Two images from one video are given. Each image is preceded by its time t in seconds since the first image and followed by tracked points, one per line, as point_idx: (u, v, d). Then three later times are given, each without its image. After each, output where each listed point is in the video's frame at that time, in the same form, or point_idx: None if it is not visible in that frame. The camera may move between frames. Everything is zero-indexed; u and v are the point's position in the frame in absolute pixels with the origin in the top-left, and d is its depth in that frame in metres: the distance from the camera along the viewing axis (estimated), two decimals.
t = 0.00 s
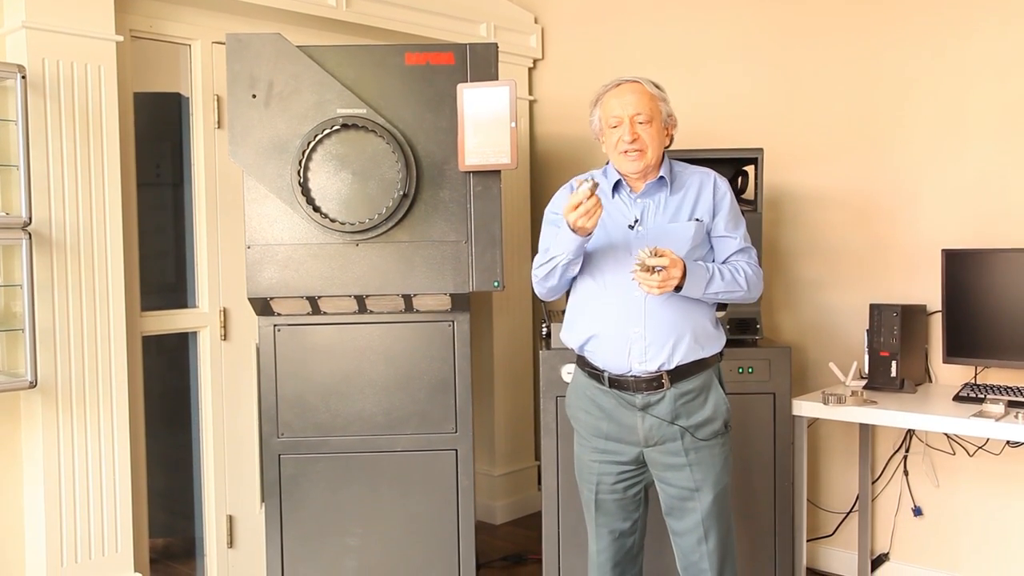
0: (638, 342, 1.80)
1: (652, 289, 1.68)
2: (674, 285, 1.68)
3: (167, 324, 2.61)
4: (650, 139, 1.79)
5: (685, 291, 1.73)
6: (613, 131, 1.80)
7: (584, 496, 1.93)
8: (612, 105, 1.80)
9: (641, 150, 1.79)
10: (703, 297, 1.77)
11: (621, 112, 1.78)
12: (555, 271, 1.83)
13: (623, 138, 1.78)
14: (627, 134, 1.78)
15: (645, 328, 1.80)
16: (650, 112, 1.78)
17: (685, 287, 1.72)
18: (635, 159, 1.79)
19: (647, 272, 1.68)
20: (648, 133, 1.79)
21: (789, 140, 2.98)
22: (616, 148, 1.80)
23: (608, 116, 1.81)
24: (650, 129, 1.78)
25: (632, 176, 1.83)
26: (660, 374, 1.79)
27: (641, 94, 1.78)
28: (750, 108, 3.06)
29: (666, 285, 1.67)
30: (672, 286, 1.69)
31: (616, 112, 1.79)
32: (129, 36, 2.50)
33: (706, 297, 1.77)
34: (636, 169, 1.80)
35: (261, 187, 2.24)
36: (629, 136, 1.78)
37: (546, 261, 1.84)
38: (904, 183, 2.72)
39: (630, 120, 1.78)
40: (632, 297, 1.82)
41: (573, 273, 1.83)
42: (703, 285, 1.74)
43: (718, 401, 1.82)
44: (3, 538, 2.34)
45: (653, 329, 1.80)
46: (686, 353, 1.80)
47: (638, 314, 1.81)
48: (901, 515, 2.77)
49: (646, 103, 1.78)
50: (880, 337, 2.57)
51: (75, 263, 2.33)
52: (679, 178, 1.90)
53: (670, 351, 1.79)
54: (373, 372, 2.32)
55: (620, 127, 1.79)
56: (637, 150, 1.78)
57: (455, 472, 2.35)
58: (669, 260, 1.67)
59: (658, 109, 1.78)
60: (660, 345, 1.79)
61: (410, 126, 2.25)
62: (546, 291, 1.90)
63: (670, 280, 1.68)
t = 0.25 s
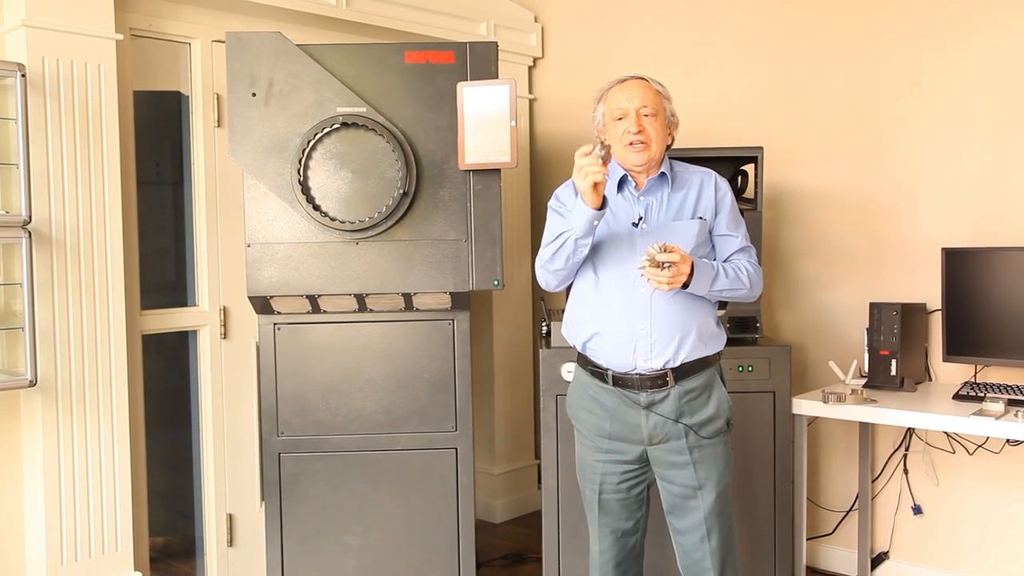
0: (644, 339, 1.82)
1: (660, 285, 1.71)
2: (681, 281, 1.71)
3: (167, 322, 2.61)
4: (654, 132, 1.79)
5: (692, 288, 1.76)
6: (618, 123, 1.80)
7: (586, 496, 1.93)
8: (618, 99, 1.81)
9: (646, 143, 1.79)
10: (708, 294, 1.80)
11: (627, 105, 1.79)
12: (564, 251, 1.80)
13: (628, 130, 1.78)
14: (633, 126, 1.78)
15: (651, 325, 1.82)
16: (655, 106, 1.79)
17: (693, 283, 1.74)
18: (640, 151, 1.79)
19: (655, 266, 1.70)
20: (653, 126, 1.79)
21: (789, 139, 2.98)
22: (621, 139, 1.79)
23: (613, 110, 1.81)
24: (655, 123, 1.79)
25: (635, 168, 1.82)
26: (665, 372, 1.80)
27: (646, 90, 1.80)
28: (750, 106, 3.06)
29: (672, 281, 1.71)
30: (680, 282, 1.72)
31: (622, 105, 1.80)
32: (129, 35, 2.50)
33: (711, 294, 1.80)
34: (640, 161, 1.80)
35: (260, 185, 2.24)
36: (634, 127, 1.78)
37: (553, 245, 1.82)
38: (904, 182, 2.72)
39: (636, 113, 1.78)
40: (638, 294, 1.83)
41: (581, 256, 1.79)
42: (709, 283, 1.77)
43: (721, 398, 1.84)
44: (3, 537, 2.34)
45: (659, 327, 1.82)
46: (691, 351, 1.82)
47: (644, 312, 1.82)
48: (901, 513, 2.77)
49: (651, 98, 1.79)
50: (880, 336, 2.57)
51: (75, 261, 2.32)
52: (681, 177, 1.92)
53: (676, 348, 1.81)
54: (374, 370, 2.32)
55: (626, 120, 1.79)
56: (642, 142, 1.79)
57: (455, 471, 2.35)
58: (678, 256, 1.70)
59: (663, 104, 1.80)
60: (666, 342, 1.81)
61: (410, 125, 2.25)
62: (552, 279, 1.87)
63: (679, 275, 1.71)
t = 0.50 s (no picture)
0: (648, 336, 1.82)
1: (664, 281, 1.71)
2: (683, 279, 1.72)
3: (167, 322, 2.61)
4: (658, 128, 1.80)
5: (696, 286, 1.77)
6: (621, 119, 1.81)
7: (589, 496, 1.93)
8: (621, 95, 1.81)
9: (649, 138, 1.79)
10: (712, 292, 1.81)
11: (630, 101, 1.80)
12: (560, 228, 1.82)
13: (632, 125, 1.79)
14: (636, 122, 1.78)
15: (655, 322, 1.82)
16: (659, 103, 1.80)
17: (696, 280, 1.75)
18: (643, 146, 1.79)
19: (659, 263, 1.71)
20: (656, 122, 1.80)
21: (789, 138, 2.98)
22: (624, 134, 1.79)
23: (617, 106, 1.82)
24: (659, 119, 1.80)
25: (638, 163, 1.82)
26: (670, 369, 1.81)
27: (650, 87, 1.81)
28: (750, 106, 3.06)
29: (675, 278, 1.71)
30: (684, 279, 1.73)
31: (625, 101, 1.80)
32: (129, 34, 2.50)
33: (715, 291, 1.81)
34: (643, 156, 1.80)
35: (261, 185, 2.24)
36: (638, 122, 1.78)
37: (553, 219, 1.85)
38: (904, 181, 2.72)
39: (640, 108, 1.79)
40: (642, 291, 1.84)
41: (575, 235, 1.79)
42: (712, 280, 1.78)
43: (724, 398, 1.85)
44: (3, 536, 2.34)
45: (663, 324, 1.82)
46: (696, 348, 1.83)
47: (648, 309, 1.83)
48: (901, 513, 2.77)
49: (655, 95, 1.80)
50: (880, 335, 2.57)
51: (75, 261, 2.32)
52: (683, 177, 1.93)
53: (680, 345, 1.82)
54: (374, 370, 2.32)
55: (629, 115, 1.80)
56: (646, 137, 1.79)
57: (455, 470, 2.35)
58: (682, 253, 1.71)
59: (667, 101, 1.81)
60: (670, 339, 1.82)
61: (410, 124, 2.25)
62: (549, 262, 1.88)
63: (683, 272, 1.72)
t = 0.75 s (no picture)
0: (649, 335, 1.83)
1: (664, 280, 1.71)
2: (684, 278, 1.72)
3: (167, 321, 2.61)
4: (661, 127, 1.80)
5: (697, 285, 1.77)
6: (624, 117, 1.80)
7: (590, 496, 1.93)
8: (625, 94, 1.82)
9: (652, 136, 1.79)
10: (713, 292, 1.81)
11: (633, 99, 1.80)
12: (557, 215, 1.83)
13: (635, 122, 1.79)
14: (639, 119, 1.78)
15: (656, 321, 1.82)
16: (662, 102, 1.80)
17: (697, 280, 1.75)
18: (646, 143, 1.78)
19: (660, 262, 1.71)
20: (659, 121, 1.80)
21: (789, 138, 2.98)
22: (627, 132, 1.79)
23: (620, 105, 1.82)
24: (662, 118, 1.80)
25: (639, 161, 1.81)
26: (670, 369, 1.81)
27: (653, 87, 1.82)
28: (750, 105, 3.06)
29: (676, 276, 1.71)
30: (686, 278, 1.72)
31: (629, 100, 1.81)
32: (128, 33, 2.50)
33: (717, 291, 1.81)
34: (646, 153, 1.79)
35: (261, 184, 2.24)
36: (641, 120, 1.78)
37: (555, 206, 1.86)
38: (904, 181, 2.72)
39: (643, 107, 1.79)
40: (643, 290, 1.84)
41: (571, 223, 1.79)
42: (714, 280, 1.78)
43: (725, 397, 1.85)
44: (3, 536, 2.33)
45: (664, 323, 1.82)
46: (697, 347, 1.83)
47: (649, 308, 1.83)
48: (901, 512, 2.77)
49: (658, 94, 1.81)
50: (879, 334, 2.57)
51: (75, 260, 2.32)
52: (686, 177, 1.94)
53: (681, 344, 1.82)
54: (375, 369, 2.32)
55: (632, 114, 1.80)
56: (649, 135, 1.78)
57: (456, 470, 2.35)
58: (683, 252, 1.71)
59: (670, 101, 1.81)
60: (671, 338, 1.82)
61: (410, 124, 2.25)
62: (545, 252, 1.89)
63: (684, 272, 1.71)
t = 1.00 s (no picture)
0: (654, 337, 1.74)
1: (668, 280, 1.63)
2: (689, 279, 1.63)
3: (154, 322, 2.51)
4: (669, 121, 1.71)
5: (704, 285, 1.68)
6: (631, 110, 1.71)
7: (593, 504, 1.84)
8: (633, 86, 1.73)
9: (660, 130, 1.70)
10: (721, 293, 1.72)
11: (642, 93, 1.71)
12: (560, 209, 1.74)
13: (642, 116, 1.70)
14: (647, 112, 1.69)
15: (661, 322, 1.73)
16: (671, 95, 1.71)
17: (705, 280, 1.67)
18: (653, 137, 1.70)
19: (665, 261, 1.63)
20: (668, 115, 1.71)
21: (797, 134, 2.89)
22: (634, 126, 1.70)
23: (627, 97, 1.73)
24: (671, 112, 1.71)
25: (646, 157, 1.72)
26: (676, 372, 1.72)
27: (662, 79, 1.73)
28: (757, 101, 2.98)
29: (681, 277, 1.63)
30: (692, 279, 1.64)
31: (637, 93, 1.72)
32: (114, 23, 2.41)
33: (723, 292, 1.72)
34: (653, 148, 1.70)
35: (251, 180, 2.14)
36: (649, 114, 1.69)
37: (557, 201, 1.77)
38: (918, 178, 2.64)
39: (652, 101, 1.70)
40: (647, 290, 1.75)
41: (573, 218, 1.70)
42: (721, 280, 1.69)
43: (734, 401, 1.76)
44: None
45: (669, 325, 1.73)
46: (704, 350, 1.73)
47: (654, 308, 1.74)
48: (916, 521, 2.68)
49: (668, 88, 1.72)
50: (894, 336, 2.48)
51: (57, 258, 2.23)
52: (694, 173, 1.84)
53: (687, 347, 1.73)
54: (369, 372, 2.23)
55: (640, 107, 1.71)
56: (657, 129, 1.70)
57: (454, 477, 2.26)
58: (689, 252, 1.62)
59: (679, 95, 1.72)
60: (677, 340, 1.73)
61: (407, 116, 2.16)
62: (547, 248, 1.80)
63: (691, 272, 1.63)
